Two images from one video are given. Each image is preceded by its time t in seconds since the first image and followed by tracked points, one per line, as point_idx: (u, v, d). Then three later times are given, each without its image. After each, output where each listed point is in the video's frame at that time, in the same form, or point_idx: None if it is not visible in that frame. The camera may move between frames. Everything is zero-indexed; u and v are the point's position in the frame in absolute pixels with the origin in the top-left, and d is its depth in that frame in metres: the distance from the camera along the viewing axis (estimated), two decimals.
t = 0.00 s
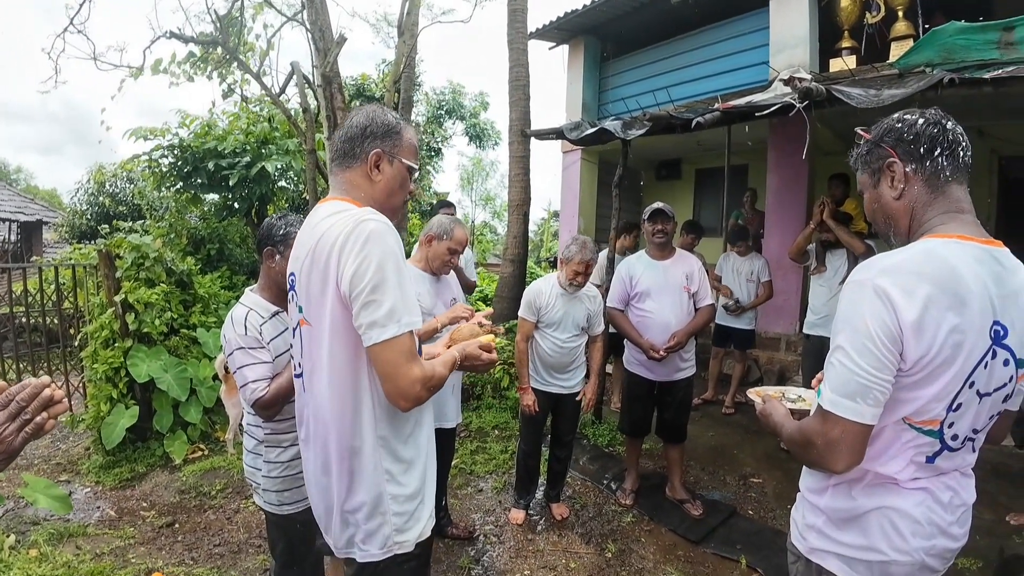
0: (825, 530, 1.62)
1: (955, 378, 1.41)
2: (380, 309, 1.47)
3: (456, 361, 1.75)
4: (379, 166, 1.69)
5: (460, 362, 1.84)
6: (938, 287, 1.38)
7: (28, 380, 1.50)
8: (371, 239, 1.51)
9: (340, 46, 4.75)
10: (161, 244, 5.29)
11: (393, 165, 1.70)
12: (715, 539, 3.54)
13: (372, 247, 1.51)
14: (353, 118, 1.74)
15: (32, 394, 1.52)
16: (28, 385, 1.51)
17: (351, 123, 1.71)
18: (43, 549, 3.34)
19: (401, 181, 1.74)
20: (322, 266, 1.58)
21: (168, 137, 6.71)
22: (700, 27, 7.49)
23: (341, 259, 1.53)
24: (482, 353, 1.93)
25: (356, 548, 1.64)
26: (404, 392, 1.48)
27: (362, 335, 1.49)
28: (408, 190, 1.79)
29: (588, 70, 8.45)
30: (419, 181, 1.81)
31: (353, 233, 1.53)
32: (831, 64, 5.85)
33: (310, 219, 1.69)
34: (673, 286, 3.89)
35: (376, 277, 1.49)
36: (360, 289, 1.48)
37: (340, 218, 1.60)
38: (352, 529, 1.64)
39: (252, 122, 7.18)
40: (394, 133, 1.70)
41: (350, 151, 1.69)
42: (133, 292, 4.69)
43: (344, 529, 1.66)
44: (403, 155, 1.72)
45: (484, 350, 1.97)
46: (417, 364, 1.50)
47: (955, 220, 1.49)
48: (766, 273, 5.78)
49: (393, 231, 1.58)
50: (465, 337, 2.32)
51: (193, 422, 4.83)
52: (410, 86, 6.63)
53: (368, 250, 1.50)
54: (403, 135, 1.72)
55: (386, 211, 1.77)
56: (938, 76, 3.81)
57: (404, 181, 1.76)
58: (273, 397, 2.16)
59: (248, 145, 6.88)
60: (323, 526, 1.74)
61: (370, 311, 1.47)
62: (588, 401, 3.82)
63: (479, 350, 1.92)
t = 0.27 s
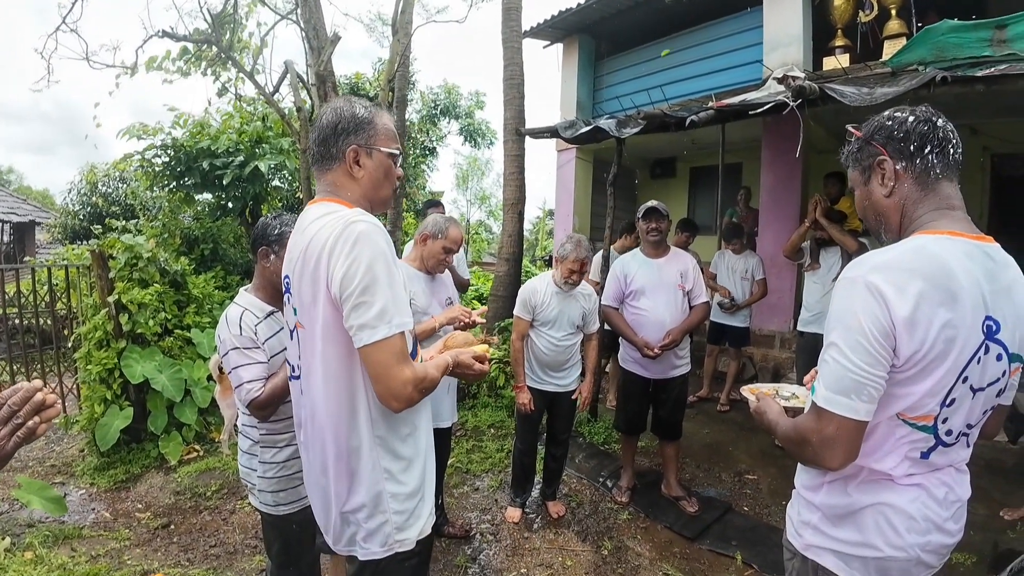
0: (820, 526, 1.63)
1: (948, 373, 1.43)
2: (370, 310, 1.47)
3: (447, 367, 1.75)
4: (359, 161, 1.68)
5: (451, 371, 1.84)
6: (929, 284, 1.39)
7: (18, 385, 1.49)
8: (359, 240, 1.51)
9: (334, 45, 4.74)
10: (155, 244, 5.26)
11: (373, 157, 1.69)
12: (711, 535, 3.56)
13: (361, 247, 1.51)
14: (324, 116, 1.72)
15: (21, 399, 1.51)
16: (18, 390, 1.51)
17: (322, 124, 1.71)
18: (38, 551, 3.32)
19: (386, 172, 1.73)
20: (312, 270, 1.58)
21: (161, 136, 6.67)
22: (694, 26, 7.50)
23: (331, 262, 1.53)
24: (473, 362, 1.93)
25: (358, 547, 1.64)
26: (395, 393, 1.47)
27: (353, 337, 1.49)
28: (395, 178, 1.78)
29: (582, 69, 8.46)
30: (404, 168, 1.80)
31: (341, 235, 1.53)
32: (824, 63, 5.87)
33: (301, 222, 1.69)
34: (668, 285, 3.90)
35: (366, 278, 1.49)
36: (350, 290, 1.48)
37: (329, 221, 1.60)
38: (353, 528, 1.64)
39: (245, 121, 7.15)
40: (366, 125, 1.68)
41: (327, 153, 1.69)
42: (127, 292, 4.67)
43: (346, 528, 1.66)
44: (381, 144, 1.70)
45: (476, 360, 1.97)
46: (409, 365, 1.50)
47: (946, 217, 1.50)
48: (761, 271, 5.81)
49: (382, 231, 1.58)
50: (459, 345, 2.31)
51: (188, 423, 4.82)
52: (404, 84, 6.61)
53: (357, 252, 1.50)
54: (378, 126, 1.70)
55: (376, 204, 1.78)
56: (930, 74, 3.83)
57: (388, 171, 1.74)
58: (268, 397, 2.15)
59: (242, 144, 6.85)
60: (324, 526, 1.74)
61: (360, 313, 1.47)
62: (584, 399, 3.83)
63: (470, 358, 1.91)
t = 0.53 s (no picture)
0: (817, 521, 1.64)
1: (942, 368, 1.44)
2: (364, 308, 1.47)
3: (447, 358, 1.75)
4: (348, 158, 1.67)
5: (450, 361, 1.85)
6: (924, 279, 1.40)
7: (12, 382, 1.59)
8: (352, 239, 1.51)
9: (329, 42, 4.73)
10: (150, 242, 5.23)
11: (362, 154, 1.68)
12: (707, 531, 3.58)
13: (353, 246, 1.51)
14: (312, 113, 1.71)
15: (14, 396, 1.61)
16: (11, 387, 1.61)
17: (309, 122, 1.70)
18: (36, 551, 3.31)
19: (377, 168, 1.72)
20: (307, 269, 1.59)
21: (156, 134, 6.64)
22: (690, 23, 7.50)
23: (324, 261, 1.54)
24: (472, 353, 1.94)
25: (360, 544, 1.64)
26: (392, 390, 1.47)
27: (349, 336, 1.49)
28: (387, 171, 1.77)
29: (579, 66, 8.46)
30: (397, 160, 1.79)
31: (333, 234, 1.53)
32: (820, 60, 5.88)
33: (295, 222, 1.69)
34: (665, 282, 3.91)
35: (360, 276, 1.49)
36: (344, 289, 1.48)
37: (323, 220, 1.60)
38: (354, 526, 1.64)
39: (241, 119, 7.13)
40: (353, 122, 1.67)
41: (316, 153, 1.69)
42: (122, 291, 4.65)
43: (347, 526, 1.66)
44: (370, 139, 1.69)
45: (473, 350, 1.98)
46: (406, 362, 1.50)
47: (940, 214, 1.51)
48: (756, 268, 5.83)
49: (374, 229, 1.58)
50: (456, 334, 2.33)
51: (184, 422, 4.81)
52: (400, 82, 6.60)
53: (349, 251, 1.50)
54: (368, 121, 1.69)
55: (369, 198, 1.78)
56: (925, 71, 3.86)
57: (379, 165, 1.73)
58: (265, 396, 2.15)
59: (237, 142, 6.82)
60: (325, 524, 1.75)
61: (354, 311, 1.47)
62: (581, 396, 3.84)
63: (469, 349, 1.93)
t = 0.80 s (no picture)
0: (815, 518, 1.64)
1: (938, 363, 1.44)
2: (361, 305, 1.46)
3: (446, 347, 1.75)
4: (343, 157, 1.67)
5: (449, 349, 1.85)
6: (921, 274, 1.40)
7: (7, 384, 1.61)
8: (349, 236, 1.51)
9: (327, 40, 4.72)
10: (147, 241, 5.22)
11: (356, 152, 1.67)
12: (706, 528, 3.58)
13: (350, 243, 1.51)
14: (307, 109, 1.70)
15: (8, 398, 1.63)
16: (6, 388, 1.63)
17: (304, 120, 1.70)
18: (34, 550, 3.31)
19: (373, 165, 1.71)
20: (304, 267, 1.58)
21: (153, 132, 6.62)
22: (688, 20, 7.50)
23: (321, 259, 1.54)
24: (472, 339, 1.94)
25: (359, 542, 1.64)
26: (391, 386, 1.47)
27: (347, 332, 1.49)
28: (385, 168, 1.75)
29: (576, 64, 8.46)
30: (396, 156, 1.77)
31: (330, 231, 1.53)
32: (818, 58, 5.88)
33: (293, 220, 1.69)
34: (663, 279, 3.92)
35: (357, 274, 1.48)
36: (341, 286, 1.48)
37: (320, 217, 1.60)
38: (353, 523, 1.64)
39: (239, 117, 7.11)
40: (348, 118, 1.65)
41: (311, 152, 1.69)
42: (120, 290, 4.64)
43: (347, 523, 1.66)
44: (365, 136, 1.67)
45: (473, 336, 1.97)
46: (404, 358, 1.50)
47: (939, 211, 1.52)
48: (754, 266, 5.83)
49: (371, 226, 1.58)
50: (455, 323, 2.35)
51: (182, 421, 4.80)
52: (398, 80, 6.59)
53: (346, 248, 1.50)
54: (362, 117, 1.67)
55: (368, 195, 1.77)
56: (923, 69, 3.87)
57: (376, 161, 1.72)
58: (263, 394, 2.14)
59: (235, 141, 6.81)
60: (324, 523, 1.75)
61: (351, 308, 1.47)
62: (579, 394, 3.84)
63: (468, 335, 1.92)
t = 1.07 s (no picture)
0: (814, 517, 1.65)
1: (939, 363, 1.44)
2: (362, 305, 1.46)
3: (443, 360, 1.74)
4: (343, 158, 1.67)
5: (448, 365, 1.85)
6: (921, 274, 1.40)
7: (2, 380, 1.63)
8: (351, 236, 1.51)
9: (326, 40, 4.71)
10: (146, 241, 5.21)
11: (357, 152, 1.67)
12: (706, 527, 3.59)
13: (352, 243, 1.51)
14: (306, 109, 1.70)
15: (3, 394, 1.64)
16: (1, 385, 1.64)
17: (304, 119, 1.70)
18: (33, 551, 3.31)
19: (373, 165, 1.70)
20: (306, 268, 1.58)
21: (152, 132, 6.61)
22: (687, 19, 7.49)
23: (323, 259, 1.53)
24: (469, 355, 1.94)
25: (361, 541, 1.64)
26: (389, 389, 1.47)
27: (347, 333, 1.48)
28: (385, 168, 1.74)
29: (576, 63, 8.45)
30: (397, 156, 1.76)
31: (332, 231, 1.53)
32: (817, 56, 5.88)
33: (294, 221, 1.69)
34: (663, 279, 3.92)
35: (359, 274, 1.48)
36: (342, 287, 1.48)
37: (322, 217, 1.60)
38: (354, 522, 1.64)
39: (238, 116, 7.10)
40: (347, 118, 1.64)
41: (311, 152, 1.69)
42: (119, 290, 4.64)
43: (348, 522, 1.66)
44: (365, 136, 1.66)
45: (472, 354, 1.99)
46: (403, 361, 1.50)
47: (939, 211, 1.52)
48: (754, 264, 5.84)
49: (373, 226, 1.58)
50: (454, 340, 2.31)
51: (182, 421, 4.80)
52: (397, 79, 6.58)
53: (348, 248, 1.50)
54: (362, 116, 1.66)
55: (369, 193, 1.77)
56: (923, 67, 3.87)
57: (376, 162, 1.71)
58: (262, 394, 2.14)
59: (234, 140, 6.80)
60: (325, 523, 1.74)
61: (352, 308, 1.47)
62: (579, 393, 3.84)
63: (466, 352, 1.93)
